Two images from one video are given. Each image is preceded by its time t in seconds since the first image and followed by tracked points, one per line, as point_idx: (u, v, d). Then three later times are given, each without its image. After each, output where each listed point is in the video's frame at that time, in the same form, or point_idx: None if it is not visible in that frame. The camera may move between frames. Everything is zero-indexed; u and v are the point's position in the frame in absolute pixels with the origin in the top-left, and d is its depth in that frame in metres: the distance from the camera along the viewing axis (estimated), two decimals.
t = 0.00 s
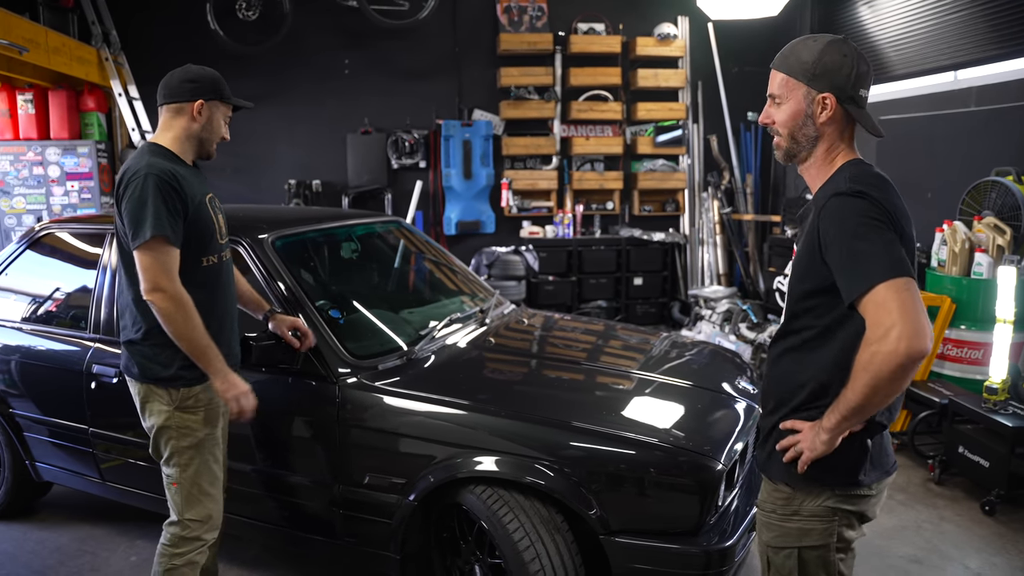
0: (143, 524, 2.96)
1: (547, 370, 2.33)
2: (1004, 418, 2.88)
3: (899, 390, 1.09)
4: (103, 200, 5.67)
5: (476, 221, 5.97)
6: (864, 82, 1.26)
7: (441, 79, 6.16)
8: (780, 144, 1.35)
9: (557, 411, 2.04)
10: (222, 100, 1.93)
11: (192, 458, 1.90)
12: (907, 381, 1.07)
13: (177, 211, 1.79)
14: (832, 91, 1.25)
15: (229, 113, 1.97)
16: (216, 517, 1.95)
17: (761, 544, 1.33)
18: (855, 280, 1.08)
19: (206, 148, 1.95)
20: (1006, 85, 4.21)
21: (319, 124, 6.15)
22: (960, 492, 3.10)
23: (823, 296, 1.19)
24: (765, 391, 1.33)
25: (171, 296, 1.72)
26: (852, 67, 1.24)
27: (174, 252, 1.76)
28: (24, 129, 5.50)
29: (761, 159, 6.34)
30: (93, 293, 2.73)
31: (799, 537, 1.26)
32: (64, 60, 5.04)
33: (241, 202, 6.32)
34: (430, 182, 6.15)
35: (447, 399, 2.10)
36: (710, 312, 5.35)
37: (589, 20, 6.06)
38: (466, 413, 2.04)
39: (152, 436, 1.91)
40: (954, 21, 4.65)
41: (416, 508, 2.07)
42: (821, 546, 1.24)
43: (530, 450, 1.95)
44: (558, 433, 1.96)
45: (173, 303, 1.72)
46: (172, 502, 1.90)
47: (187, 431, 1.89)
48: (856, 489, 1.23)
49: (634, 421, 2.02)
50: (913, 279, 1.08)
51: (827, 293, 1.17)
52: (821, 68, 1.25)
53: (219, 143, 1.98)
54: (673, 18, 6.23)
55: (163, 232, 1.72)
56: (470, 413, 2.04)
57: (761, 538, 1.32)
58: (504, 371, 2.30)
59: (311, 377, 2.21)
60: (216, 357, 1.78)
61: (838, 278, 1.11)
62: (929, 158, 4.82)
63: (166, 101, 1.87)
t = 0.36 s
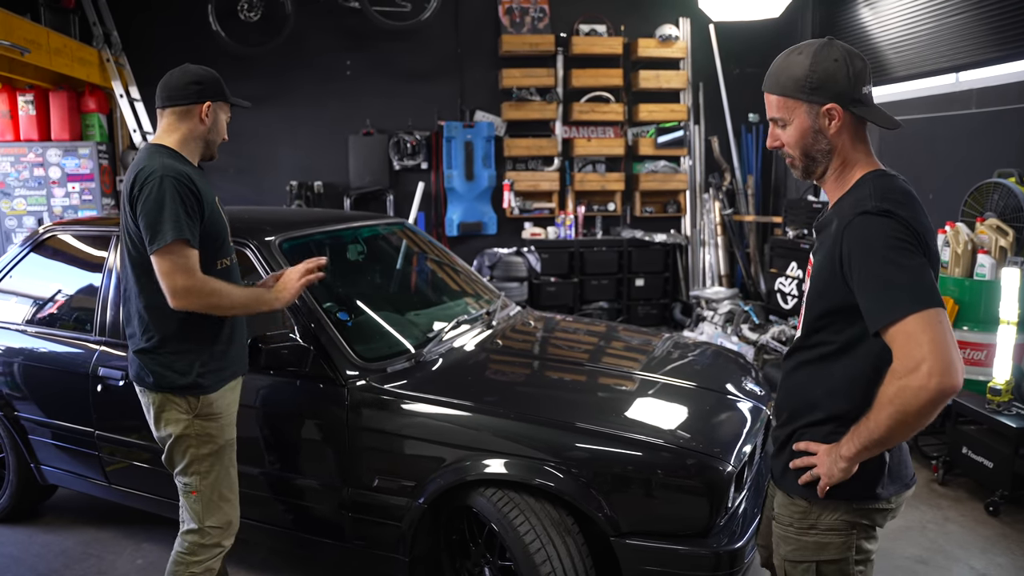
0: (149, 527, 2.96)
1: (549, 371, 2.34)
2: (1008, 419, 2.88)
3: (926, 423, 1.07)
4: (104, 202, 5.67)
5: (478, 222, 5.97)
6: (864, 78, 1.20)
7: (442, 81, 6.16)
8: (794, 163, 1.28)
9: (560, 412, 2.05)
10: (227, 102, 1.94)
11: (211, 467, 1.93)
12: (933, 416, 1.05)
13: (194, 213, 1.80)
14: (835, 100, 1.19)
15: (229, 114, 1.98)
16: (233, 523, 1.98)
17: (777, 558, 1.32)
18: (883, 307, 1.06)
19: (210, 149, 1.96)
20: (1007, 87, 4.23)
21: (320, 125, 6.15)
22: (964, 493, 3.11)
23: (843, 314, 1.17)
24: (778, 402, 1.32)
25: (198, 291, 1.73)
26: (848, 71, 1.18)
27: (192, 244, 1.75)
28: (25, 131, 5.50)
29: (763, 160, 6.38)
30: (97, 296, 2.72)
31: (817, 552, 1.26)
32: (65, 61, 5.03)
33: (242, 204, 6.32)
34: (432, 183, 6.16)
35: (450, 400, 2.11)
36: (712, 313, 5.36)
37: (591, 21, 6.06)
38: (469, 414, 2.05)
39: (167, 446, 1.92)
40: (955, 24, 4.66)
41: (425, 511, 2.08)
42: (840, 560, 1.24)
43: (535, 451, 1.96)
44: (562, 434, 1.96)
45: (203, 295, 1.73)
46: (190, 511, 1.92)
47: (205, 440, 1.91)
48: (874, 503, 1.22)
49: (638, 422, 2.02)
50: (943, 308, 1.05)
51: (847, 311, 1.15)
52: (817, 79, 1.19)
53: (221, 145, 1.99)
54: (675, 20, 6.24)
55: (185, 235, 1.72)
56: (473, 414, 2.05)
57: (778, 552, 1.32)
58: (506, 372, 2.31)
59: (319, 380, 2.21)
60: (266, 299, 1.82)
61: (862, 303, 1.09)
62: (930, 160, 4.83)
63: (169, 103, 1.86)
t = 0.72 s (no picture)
0: (152, 529, 2.95)
1: (548, 372, 2.34)
2: (1007, 419, 2.90)
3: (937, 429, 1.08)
4: (102, 203, 5.65)
5: (476, 223, 5.98)
6: (871, 83, 1.21)
7: (441, 82, 6.16)
8: (807, 171, 1.29)
9: (561, 412, 2.06)
10: (223, 96, 1.93)
11: (217, 473, 1.90)
12: (945, 423, 1.07)
13: (201, 216, 1.77)
14: (845, 107, 1.20)
15: (224, 109, 1.97)
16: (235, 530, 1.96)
17: (789, 560, 1.33)
18: (900, 313, 1.07)
19: (208, 145, 1.93)
20: (1004, 89, 4.26)
21: (319, 126, 6.14)
22: (963, 492, 3.13)
23: (855, 319, 1.18)
24: (788, 406, 1.33)
25: (205, 302, 1.70)
26: (855, 76, 1.19)
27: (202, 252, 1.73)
28: (22, 131, 5.47)
29: (760, 161, 6.44)
30: (100, 298, 2.71)
31: (829, 554, 1.27)
32: (63, 62, 5.02)
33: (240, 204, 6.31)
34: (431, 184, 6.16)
35: (451, 400, 2.12)
36: (710, 313, 5.37)
37: (589, 22, 6.07)
38: (470, 414, 2.06)
39: (170, 452, 1.89)
40: (953, 25, 4.69)
41: (431, 513, 2.08)
42: (852, 562, 1.25)
43: (538, 451, 1.97)
44: (564, 434, 1.97)
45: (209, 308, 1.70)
46: (191, 517, 1.88)
47: (212, 446, 1.89)
48: (885, 504, 1.23)
49: (640, 422, 2.03)
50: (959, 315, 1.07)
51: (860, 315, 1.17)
52: (825, 87, 1.20)
53: (217, 140, 1.97)
54: (672, 21, 6.25)
55: (191, 238, 1.69)
56: (474, 414, 2.06)
57: (789, 555, 1.33)
58: (505, 372, 2.32)
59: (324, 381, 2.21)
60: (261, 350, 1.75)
61: (879, 308, 1.11)
62: (928, 161, 4.86)
63: (165, 98, 1.82)
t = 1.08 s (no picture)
0: (155, 530, 2.94)
1: (548, 371, 2.34)
2: (1009, 418, 2.91)
3: (961, 427, 1.10)
4: (101, 203, 5.63)
5: (476, 223, 5.97)
6: (878, 86, 1.21)
7: (440, 82, 6.15)
8: (812, 175, 1.29)
9: (564, 411, 2.06)
10: (224, 94, 1.80)
11: (208, 482, 1.81)
12: (970, 419, 1.08)
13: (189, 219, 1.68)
14: (850, 110, 1.20)
15: (229, 108, 1.84)
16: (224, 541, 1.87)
17: (810, 564, 1.37)
18: (919, 313, 1.09)
19: (205, 144, 1.82)
20: (1005, 89, 4.27)
21: (318, 126, 6.13)
22: (966, 491, 3.14)
23: (872, 321, 1.21)
24: (811, 410, 1.36)
25: (180, 318, 1.64)
26: (860, 80, 1.19)
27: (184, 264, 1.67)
28: (21, 131, 5.45)
29: (760, 161, 6.48)
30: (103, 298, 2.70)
31: (852, 557, 1.30)
32: (63, 61, 5.00)
33: (240, 205, 6.30)
34: (431, 184, 6.16)
35: (453, 399, 2.12)
36: (711, 313, 5.37)
37: (589, 22, 6.08)
38: (473, 413, 2.06)
39: (162, 456, 1.81)
40: (953, 26, 4.71)
41: (438, 515, 2.08)
42: (876, 565, 1.28)
43: (541, 450, 1.97)
44: (567, 433, 1.97)
45: (183, 326, 1.64)
46: (180, 525, 1.80)
47: (205, 453, 1.81)
48: (912, 507, 1.26)
49: (641, 421, 2.04)
50: (978, 310, 1.08)
51: (878, 316, 1.19)
52: (831, 90, 1.20)
53: (217, 141, 1.85)
54: (672, 21, 6.26)
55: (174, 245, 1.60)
56: (476, 413, 2.06)
57: (812, 558, 1.36)
58: (505, 372, 2.32)
59: (331, 381, 2.21)
60: (219, 390, 1.72)
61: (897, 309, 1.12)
62: (929, 161, 4.88)
63: (162, 91, 1.72)
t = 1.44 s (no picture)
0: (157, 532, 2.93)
1: (548, 370, 2.33)
2: (1012, 417, 2.91)
3: (975, 426, 1.10)
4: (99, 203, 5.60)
5: (476, 223, 5.96)
6: (901, 86, 1.20)
7: (440, 81, 6.14)
8: (823, 169, 1.28)
9: (567, 410, 2.05)
10: (209, 93, 1.64)
11: (175, 493, 1.71)
12: (984, 417, 1.08)
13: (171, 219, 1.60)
14: (869, 107, 1.19)
15: (222, 106, 1.68)
16: (201, 553, 1.77)
17: (824, 566, 1.38)
18: (930, 312, 1.08)
19: (192, 146, 1.70)
20: (1006, 89, 4.28)
21: (317, 126, 6.11)
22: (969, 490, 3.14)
23: (886, 320, 1.21)
24: (827, 411, 1.37)
25: (203, 308, 1.56)
26: (884, 78, 1.18)
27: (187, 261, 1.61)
28: (18, 131, 5.43)
29: (759, 161, 6.51)
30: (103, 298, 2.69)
31: (867, 560, 1.31)
32: (61, 60, 4.98)
33: (238, 204, 6.28)
34: (430, 184, 6.14)
35: (454, 399, 2.12)
36: (711, 313, 5.38)
37: (588, 22, 6.08)
38: (474, 413, 2.06)
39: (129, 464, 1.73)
40: (953, 26, 4.71)
41: (445, 516, 2.07)
42: (893, 568, 1.30)
43: (545, 450, 1.96)
44: (570, 433, 1.97)
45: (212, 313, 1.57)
46: (150, 536, 1.72)
47: (170, 463, 1.70)
48: (929, 509, 1.27)
49: (644, 420, 2.03)
50: (991, 307, 1.08)
51: (892, 315, 1.20)
52: (853, 84, 1.20)
53: (209, 142, 1.72)
54: (672, 20, 6.27)
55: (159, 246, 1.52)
56: (478, 413, 2.06)
57: (826, 560, 1.37)
58: (506, 372, 2.31)
59: (334, 381, 2.20)
60: (279, 347, 1.60)
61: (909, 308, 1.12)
62: (930, 161, 4.89)
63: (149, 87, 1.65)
